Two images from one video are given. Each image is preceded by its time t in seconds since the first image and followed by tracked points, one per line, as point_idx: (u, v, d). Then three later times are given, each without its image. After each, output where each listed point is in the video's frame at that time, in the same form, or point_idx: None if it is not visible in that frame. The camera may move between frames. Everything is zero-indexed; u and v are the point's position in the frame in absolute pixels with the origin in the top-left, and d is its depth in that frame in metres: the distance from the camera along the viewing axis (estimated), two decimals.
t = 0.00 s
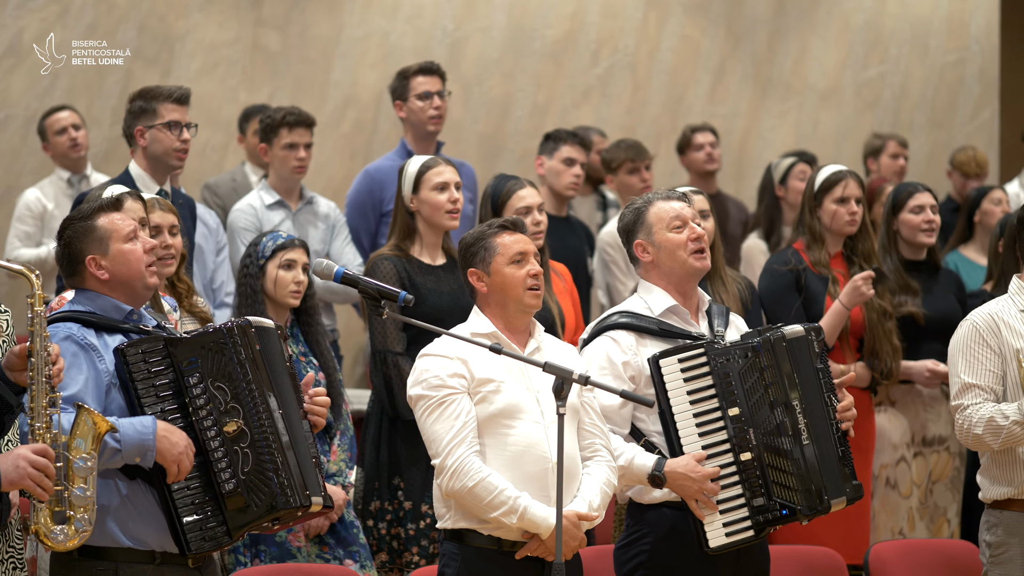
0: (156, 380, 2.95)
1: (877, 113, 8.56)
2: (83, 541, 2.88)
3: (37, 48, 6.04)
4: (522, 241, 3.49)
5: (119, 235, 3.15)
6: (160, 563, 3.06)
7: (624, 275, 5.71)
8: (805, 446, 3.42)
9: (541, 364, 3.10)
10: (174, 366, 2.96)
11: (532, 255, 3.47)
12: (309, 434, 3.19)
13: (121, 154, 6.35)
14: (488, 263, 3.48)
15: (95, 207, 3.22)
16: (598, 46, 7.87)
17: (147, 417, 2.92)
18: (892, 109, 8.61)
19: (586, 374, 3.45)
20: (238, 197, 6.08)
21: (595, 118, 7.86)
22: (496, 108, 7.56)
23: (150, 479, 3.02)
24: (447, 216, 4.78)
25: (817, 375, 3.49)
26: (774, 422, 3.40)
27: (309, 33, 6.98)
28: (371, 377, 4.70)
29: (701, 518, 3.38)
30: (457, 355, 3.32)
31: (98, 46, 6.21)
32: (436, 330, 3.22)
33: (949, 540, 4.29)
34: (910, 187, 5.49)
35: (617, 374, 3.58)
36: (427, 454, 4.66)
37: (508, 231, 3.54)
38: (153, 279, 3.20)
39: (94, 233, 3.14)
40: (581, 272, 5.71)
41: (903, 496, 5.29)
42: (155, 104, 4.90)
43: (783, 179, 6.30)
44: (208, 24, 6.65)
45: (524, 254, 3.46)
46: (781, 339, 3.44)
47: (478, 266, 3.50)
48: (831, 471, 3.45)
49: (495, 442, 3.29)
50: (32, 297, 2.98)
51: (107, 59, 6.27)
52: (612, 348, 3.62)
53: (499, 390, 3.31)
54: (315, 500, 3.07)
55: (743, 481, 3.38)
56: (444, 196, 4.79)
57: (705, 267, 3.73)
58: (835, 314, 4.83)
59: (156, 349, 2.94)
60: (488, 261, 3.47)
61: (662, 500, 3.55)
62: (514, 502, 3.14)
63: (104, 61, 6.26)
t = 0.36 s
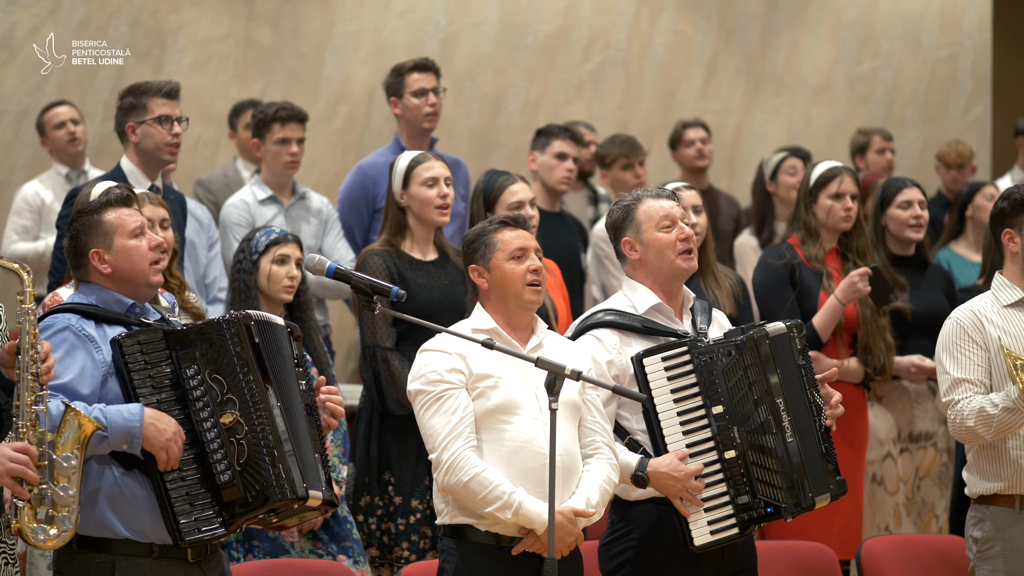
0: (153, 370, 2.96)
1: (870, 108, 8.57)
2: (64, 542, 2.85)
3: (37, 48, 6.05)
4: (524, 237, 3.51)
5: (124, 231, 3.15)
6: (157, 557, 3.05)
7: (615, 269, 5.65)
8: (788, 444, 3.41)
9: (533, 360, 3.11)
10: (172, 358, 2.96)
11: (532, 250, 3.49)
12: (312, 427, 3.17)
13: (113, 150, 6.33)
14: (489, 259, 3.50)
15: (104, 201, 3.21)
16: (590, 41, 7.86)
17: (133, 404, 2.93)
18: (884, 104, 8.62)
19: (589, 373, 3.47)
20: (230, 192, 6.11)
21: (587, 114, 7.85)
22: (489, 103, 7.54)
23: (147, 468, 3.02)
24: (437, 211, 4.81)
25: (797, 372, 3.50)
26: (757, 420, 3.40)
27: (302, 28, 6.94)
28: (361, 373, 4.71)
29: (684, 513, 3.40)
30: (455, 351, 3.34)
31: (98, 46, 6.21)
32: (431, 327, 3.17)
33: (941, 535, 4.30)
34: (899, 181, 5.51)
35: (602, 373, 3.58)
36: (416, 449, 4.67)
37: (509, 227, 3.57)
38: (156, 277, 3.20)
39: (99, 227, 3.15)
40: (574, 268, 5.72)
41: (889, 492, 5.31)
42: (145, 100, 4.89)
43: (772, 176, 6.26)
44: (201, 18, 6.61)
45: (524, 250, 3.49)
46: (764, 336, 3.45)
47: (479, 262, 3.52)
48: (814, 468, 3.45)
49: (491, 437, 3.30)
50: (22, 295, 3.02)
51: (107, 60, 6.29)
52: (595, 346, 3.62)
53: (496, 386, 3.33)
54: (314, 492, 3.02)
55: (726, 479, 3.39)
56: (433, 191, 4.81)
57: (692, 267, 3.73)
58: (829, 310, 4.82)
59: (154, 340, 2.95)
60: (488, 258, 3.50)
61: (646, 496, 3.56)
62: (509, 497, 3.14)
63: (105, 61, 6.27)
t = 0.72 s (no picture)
0: (162, 363, 2.95)
1: (863, 105, 8.58)
2: (32, 545, 2.92)
3: (37, 47, 6.09)
4: (519, 233, 3.51)
5: (145, 221, 3.19)
6: (155, 550, 3.05)
7: (609, 266, 5.75)
8: (794, 437, 3.40)
9: (526, 356, 3.11)
10: (182, 352, 2.96)
11: (526, 246, 3.48)
12: (317, 427, 3.17)
13: (105, 146, 6.33)
14: (484, 256, 3.50)
15: (127, 191, 3.26)
16: (583, 37, 7.85)
17: (136, 406, 2.92)
18: (877, 101, 8.63)
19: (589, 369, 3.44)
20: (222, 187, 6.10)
21: (581, 110, 7.84)
22: (481, 99, 7.52)
23: (149, 463, 3.02)
24: (429, 206, 4.83)
25: (803, 365, 3.48)
26: (763, 412, 3.39)
27: (294, 24, 6.93)
28: (352, 368, 4.72)
29: (688, 503, 3.40)
30: (453, 347, 3.35)
31: (97, 46, 6.23)
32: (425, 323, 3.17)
33: (935, 531, 4.30)
34: (890, 177, 5.54)
35: (606, 362, 3.59)
36: (408, 445, 4.67)
37: (503, 224, 3.58)
38: (177, 267, 3.23)
39: (120, 217, 3.19)
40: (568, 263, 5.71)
41: (882, 488, 5.30)
42: (135, 95, 4.89)
43: (771, 169, 6.31)
44: (193, 14, 6.59)
45: (519, 246, 3.48)
46: (770, 330, 3.43)
47: (475, 261, 3.52)
48: (819, 464, 3.44)
49: (489, 433, 3.30)
50: (6, 294, 3.04)
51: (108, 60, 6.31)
52: (600, 336, 3.63)
53: (493, 382, 3.33)
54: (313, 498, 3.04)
55: (730, 471, 3.38)
56: (424, 187, 4.84)
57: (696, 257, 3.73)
58: (823, 306, 4.79)
59: (166, 334, 2.95)
60: (483, 255, 3.50)
61: (650, 489, 3.57)
62: (507, 491, 3.14)
63: (104, 61, 6.29)
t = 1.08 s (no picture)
0: (168, 362, 2.94)
1: (855, 103, 8.62)
2: None
3: (37, 47, 6.09)
4: (510, 231, 3.51)
5: (159, 220, 3.20)
6: (153, 547, 3.06)
7: (601, 264, 5.83)
8: (796, 436, 3.41)
9: (518, 354, 3.11)
10: (189, 352, 2.95)
11: (516, 242, 3.48)
12: (320, 430, 3.17)
13: (98, 144, 6.31)
14: (475, 255, 3.50)
15: (144, 189, 3.27)
16: (575, 35, 7.85)
17: (139, 404, 2.92)
18: (869, 99, 8.67)
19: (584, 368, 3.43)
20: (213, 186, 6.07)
21: (573, 107, 7.84)
22: (473, 97, 7.52)
23: (149, 461, 3.01)
24: (423, 203, 4.83)
25: (808, 363, 3.48)
26: (765, 411, 3.40)
27: (286, 23, 6.93)
28: (346, 366, 4.71)
29: (691, 501, 3.38)
30: (446, 346, 3.35)
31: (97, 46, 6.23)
32: (414, 321, 3.20)
33: (927, 529, 4.30)
34: (880, 175, 5.52)
35: (610, 360, 3.58)
36: (401, 443, 4.68)
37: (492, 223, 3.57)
38: (187, 267, 3.22)
39: (135, 215, 3.21)
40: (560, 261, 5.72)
41: (875, 486, 5.30)
42: (124, 93, 4.89)
43: (771, 166, 6.23)
44: (185, 12, 6.58)
45: (510, 243, 3.48)
46: (774, 326, 3.45)
47: (466, 260, 3.52)
48: (822, 463, 3.45)
49: (482, 430, 3.30)
50: None
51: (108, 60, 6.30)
52: (606, 332, 3.63)
53: (487, 379, 3.32)
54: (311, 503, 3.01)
55: (733, 468, 3.38)
56: (419, 184, 4.85)
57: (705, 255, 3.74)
58: (815, 302, 4.77)
59: (175, 334, 2.93)
60: (474, 254, 3.50)
61: (654, 486, 3.57)
62: (501, 487, 3.14)
63: (103, 61, 6.29)
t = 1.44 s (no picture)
0: (170, 356, 2.95)
1: (847, 102, 8.62)
2: None
3: (37, 47, 6.10)
4: (502, 229, 3.51)
5: (156, 219, 3.19)
6: (156, 543, 3.06)
7: (591, 263, 5.86)
8: (781, 440, 3.39)
9: (510, 353, 3.12)
10: (190, 346, 2.96)
11: (509, 241, 3.48)
12: (321, 424, 3.16)
13: (90, 143, 6.30)
14: (467, 254, 3.50)
15: (142, 188, 3.26)
16: (567, 34, 7.85)
17: (144, 393, 2.92)
18: (862, 97, 8.68)
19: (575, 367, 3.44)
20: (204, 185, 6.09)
21: (565, 106, 7.84)
22: (465, 96, 7.52)
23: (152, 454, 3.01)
24: (416, 202, 4.83)
25: (797, 370, 3.43)
26: (749, 414, 3.38)
27: (278, 21, 6.92)
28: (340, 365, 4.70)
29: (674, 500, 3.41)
30: (437, 344, 3.35)
31: (98, 46, 6.24)
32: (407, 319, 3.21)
33: (920, 528, 4.30)
34: (874, 174, 5.52)
35: (603, 353, 3.59)
36: (395, 443, 4.67)
37: (484, 222, 3.58)
38: (186, 266, 3.21)
39: (133, 214, 3.20)
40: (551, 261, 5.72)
41: (870, 485, 5.29)
42: (116, 91, 4.88)
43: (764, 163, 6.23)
44: (177, 11, 6.58)
45: (502, 241, 3.48)
46: (764, 333, 3.41)
47: (459, 258, 3.52)
48: (808, 470, 3.41)
49: (472, 429, 3.29)
50: None
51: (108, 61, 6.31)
52: (601, 326, 3.64)
53: (477, 378, 3.32)
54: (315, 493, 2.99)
55: (720, 470, 3.39)
56: (412, 182, 4.85)
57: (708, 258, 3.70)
58: (805, 299, 4.77)
59: (175, 328, 2.95)
60: (466, 252, 3.50)
61: (641, 484, 3.57)
62: (491, 486, 3.13)
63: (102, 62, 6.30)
